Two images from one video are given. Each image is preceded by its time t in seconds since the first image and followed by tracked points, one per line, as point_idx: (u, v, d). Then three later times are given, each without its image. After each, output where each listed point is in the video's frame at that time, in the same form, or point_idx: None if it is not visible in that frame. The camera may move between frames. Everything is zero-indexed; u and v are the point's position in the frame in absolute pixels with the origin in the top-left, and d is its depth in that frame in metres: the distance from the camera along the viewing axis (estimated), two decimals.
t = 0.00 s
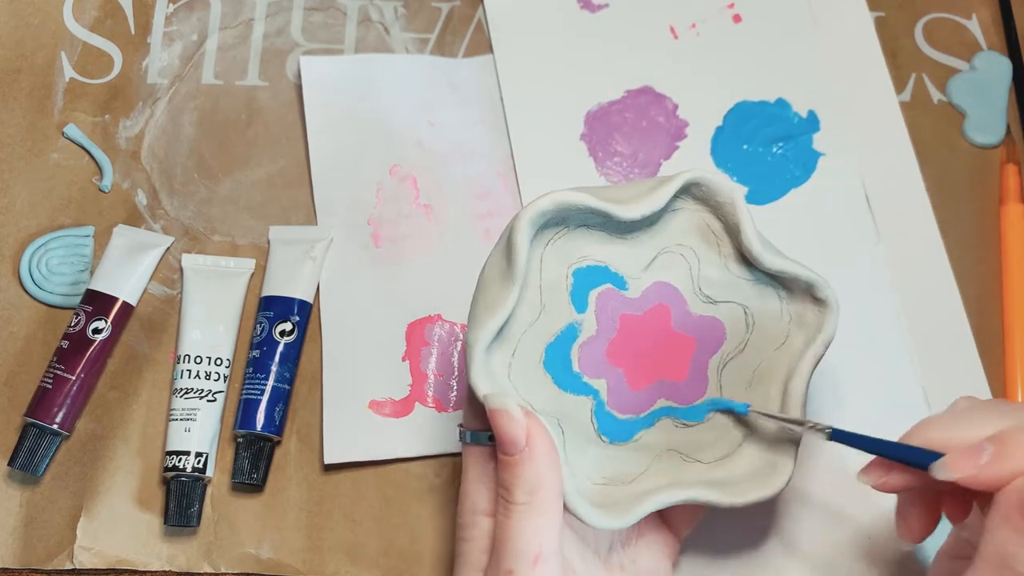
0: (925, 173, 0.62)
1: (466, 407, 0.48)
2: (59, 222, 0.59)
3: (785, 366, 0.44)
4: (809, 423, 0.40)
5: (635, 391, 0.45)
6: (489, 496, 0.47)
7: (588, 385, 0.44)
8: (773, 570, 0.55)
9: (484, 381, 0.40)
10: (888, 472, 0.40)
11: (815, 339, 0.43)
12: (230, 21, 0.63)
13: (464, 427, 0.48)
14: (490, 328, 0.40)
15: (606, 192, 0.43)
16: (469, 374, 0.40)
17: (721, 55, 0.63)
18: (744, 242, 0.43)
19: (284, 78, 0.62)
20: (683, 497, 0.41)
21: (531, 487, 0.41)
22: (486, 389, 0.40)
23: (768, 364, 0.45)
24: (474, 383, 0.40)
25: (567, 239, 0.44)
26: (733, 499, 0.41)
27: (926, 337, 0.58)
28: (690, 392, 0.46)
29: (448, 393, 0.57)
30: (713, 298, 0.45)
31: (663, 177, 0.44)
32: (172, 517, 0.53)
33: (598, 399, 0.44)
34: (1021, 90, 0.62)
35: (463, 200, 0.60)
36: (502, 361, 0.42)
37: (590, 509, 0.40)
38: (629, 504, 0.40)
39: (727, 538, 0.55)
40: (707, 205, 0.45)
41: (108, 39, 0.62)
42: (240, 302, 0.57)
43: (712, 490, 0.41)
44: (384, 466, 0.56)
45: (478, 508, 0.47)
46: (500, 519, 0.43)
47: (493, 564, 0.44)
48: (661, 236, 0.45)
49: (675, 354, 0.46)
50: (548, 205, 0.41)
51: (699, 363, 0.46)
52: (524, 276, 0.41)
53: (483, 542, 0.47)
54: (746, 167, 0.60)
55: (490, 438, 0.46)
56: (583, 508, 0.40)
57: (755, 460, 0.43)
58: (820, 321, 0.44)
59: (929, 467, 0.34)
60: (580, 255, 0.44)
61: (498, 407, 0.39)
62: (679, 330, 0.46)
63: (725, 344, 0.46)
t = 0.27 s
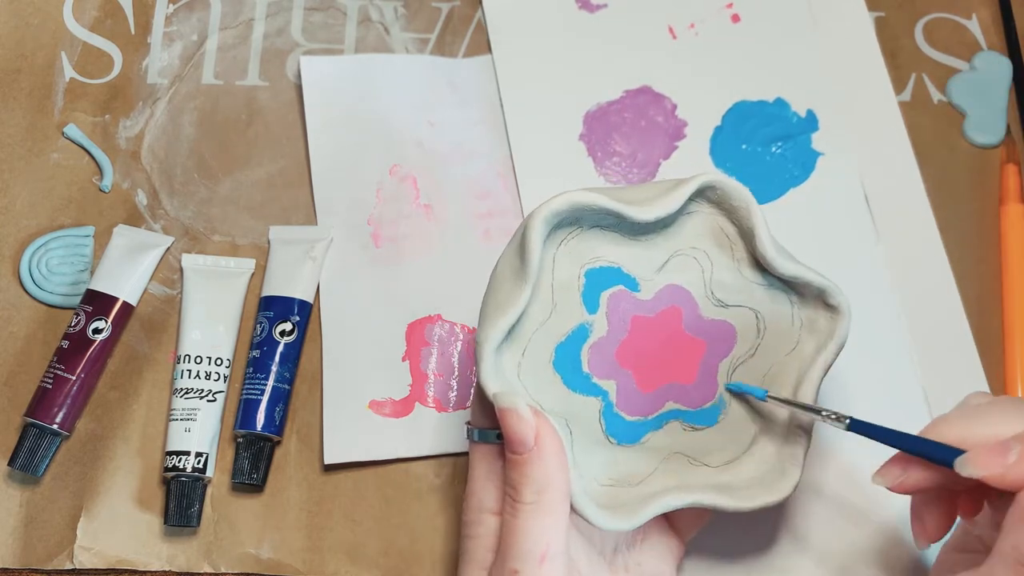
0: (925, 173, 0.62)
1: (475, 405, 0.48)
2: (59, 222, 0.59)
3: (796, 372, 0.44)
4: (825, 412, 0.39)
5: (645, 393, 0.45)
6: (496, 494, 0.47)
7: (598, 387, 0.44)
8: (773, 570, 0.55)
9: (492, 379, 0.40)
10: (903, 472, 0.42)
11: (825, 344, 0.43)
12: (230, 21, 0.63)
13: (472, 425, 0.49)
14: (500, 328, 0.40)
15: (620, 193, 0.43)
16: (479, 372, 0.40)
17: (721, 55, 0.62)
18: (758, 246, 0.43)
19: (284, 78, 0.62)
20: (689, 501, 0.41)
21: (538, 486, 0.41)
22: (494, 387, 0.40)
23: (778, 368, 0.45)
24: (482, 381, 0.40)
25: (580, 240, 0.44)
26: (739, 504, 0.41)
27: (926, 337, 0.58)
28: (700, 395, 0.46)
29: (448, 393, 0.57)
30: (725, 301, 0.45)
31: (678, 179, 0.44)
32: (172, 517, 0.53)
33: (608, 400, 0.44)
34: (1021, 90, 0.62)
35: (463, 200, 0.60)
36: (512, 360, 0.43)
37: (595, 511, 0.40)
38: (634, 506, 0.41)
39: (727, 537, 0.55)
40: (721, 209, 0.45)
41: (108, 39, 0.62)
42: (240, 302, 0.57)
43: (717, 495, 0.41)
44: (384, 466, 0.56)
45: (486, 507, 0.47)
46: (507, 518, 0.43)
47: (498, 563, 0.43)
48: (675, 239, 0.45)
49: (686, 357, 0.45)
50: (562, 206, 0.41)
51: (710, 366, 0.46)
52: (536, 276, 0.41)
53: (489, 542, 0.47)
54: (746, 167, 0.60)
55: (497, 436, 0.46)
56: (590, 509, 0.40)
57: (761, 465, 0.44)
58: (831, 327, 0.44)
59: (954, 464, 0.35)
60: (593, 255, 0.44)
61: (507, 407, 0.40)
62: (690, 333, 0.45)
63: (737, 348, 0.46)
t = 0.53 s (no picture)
0: (926, 174, 0.62)
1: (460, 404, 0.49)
2: (59, 222, 0.59)
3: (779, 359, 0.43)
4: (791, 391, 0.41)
5: (628, 386, 0.45)
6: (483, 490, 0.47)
7: (581, 380, 0.45)
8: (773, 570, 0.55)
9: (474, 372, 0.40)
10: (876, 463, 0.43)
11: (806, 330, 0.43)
12: (230, 21, 0.63)
13: (459, 423, 0.49)
14: (481, 319, 0.40)
15: (592, 189, 0.45)
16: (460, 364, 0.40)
17: (721, 55, 0.63)
18: (730, 234, 0.44)
19: (284, 78, 0.62)
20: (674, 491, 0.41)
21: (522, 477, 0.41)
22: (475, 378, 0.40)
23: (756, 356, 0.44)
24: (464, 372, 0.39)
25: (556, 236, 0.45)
26: (727, 494, 0.40)
27: (927, 337, 0.58)
28: (684, 387, 0.45)
29: (448, 393, 0.57)
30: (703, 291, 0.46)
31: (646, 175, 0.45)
32: (172, 517, 0.53)
33: (590, 394, 0.45)
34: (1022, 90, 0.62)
35: (463, 200, 0.60)
36: (494, 354, 0.43)
37: (580, 502, 0.40)
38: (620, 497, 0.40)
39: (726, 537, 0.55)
40: (693, 201, 0.46)
41: (108, 39, 0.62)
42: (240, 302, 0.57)
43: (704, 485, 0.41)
44: (384, 466, 0.56)
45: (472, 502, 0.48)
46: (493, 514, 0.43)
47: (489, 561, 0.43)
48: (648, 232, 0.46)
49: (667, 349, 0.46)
50: (533, 201, 0.42)
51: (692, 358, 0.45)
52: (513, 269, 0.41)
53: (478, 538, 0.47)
54: (746, 167, 0.60)
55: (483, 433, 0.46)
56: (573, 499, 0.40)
57: (750, 456, 0.43)
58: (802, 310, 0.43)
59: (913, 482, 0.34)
60: (571, 251, 0.45)
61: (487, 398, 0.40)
62: (671, 325, 0.46)
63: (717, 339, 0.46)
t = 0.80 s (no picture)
0: (925, 174, 0.62)
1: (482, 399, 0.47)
2: (59, 222, 0.59)
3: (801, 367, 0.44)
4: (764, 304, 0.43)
5: (645, 391, 0.45)
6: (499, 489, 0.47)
7: (599, 386, 0.45)
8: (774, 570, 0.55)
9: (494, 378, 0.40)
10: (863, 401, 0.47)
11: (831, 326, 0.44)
12: (230, 21, 0.63)
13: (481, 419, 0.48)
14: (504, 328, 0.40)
15: (623, 195, 0.44)
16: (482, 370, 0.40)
17: (721, 55, 0.63)
18: (758, 246, 0.44)
19: (284, 78, 0.62)
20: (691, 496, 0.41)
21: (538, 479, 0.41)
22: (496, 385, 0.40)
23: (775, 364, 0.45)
24: (486, 375, 0.40)
25: (580, 242, 0.45)
26: (740, 499, 0.41)
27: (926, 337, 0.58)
28: (699, 393, 0.45)
29: (448, 393, 0.57)
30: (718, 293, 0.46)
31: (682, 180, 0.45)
32: (172, 517, 0.53)
33: (609, 399, 0.45)
34: (1021, 90, 0.62)
35: (463, 200, 0.60)
36: (515, 360, 0.42)
37: (598, 507, 0.40)
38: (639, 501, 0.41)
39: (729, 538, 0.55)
40: (720, 210, 0.45)
41: (108, 39, 0.62)
42: (240, 302, 0.57)
43: (719, 490, 0.41)
44: (384, 466, 0.56)
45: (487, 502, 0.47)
46: (506, 514, 0.43)
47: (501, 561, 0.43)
48: (678, 239, 0.46)
49: (685, 355, 0.46)
50: (565, 208, 0.41)
51: (708, 364, 0.46)
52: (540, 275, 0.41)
53: (490, 536, 0.47)
54: (743, 166, 0.60)
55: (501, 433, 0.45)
56: (593, 505, 0.40)
57: (761, 460, 0.43)
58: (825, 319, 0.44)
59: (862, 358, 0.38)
60: (595, 257, 0.45)
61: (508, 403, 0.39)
62: (689, 331, 0.46)
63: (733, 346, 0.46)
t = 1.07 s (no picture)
0: (926, 174, 0.62)
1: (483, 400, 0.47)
2: (59, 222, 0.59)
3: (801, 368, 0.44)
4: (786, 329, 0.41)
5: (647, 393, 0.45)
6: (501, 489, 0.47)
7: (602, 387, 0.45)
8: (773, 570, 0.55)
9: (497, 380, 0.40)
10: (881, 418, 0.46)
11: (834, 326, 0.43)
12: (230, 21, 0.63)
13: (481, 419, 0.48)
14: (507, 330, 0.40)
15: (626, 196, 0.44)
16: (483, 372, 0.40)
17: (721, 55, 0.63)
18: (762, 250, 0.43)
19: (284, 78, 0.62)
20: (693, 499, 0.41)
21: (540, 482, 0.41)
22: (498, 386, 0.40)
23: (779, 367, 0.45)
24: (489, 380, 0.40)
25: (585, 243, 0.45)
26: (743, 503, 0.41)
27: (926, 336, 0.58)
28: (701, 395, 0.45)
29: (448, 393, 0.57)
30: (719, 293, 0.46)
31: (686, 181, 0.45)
32: (172, 517, 0.53)
33: (611, 401, 0.45)
34: (1022, 90, 0.62)
35: (463, 200, 0.60)
36: (518, 362, 0.42)
37: (599, 509, 0.40)
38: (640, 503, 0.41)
39: (729, 538, 0.55)
40: (725, 212, 0.45)
41: (108, 39, 0.62)
42: (240, 302, 0.57)
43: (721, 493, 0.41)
44: (384, 466, 0.56)
45: (489, 503, 0.47)
46: (508, 516, 0.43)
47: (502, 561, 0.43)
48: (682, 240, 0.46)
49: (687, 358, 0.45)
50: (569, 209, 0.41)
51: (710, 366, 0.46)
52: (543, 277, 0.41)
53: (492, 536, 0.47)
54: (741, 166, 0.60)
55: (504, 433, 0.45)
56: (593, 506, 0.40)
57: (764, 462, 0.43)
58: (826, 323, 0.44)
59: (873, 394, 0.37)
60: (598, 258, 0.45)
61: (508, 404, 0.40)
62: (692, 334, 0.46)
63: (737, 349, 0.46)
